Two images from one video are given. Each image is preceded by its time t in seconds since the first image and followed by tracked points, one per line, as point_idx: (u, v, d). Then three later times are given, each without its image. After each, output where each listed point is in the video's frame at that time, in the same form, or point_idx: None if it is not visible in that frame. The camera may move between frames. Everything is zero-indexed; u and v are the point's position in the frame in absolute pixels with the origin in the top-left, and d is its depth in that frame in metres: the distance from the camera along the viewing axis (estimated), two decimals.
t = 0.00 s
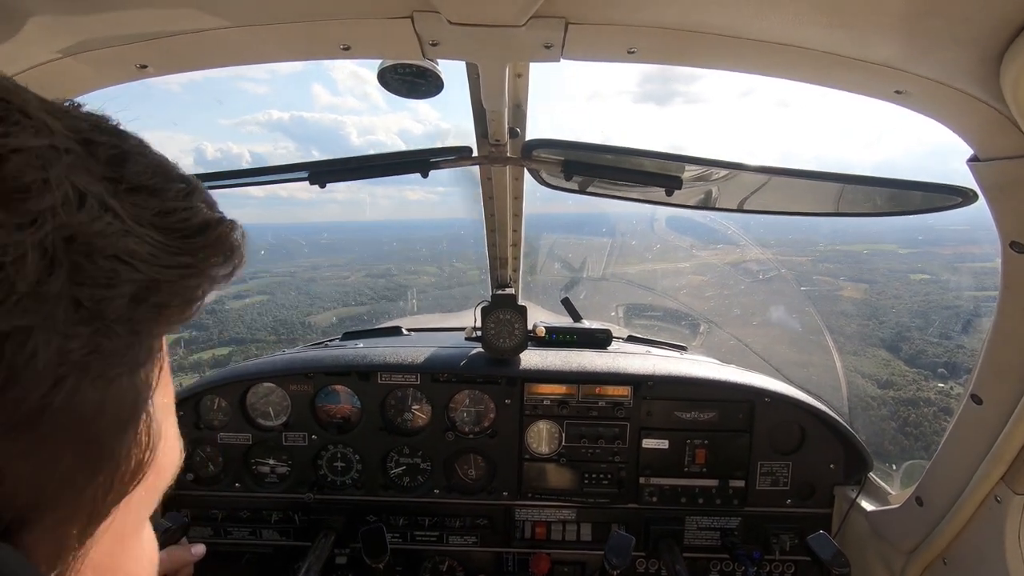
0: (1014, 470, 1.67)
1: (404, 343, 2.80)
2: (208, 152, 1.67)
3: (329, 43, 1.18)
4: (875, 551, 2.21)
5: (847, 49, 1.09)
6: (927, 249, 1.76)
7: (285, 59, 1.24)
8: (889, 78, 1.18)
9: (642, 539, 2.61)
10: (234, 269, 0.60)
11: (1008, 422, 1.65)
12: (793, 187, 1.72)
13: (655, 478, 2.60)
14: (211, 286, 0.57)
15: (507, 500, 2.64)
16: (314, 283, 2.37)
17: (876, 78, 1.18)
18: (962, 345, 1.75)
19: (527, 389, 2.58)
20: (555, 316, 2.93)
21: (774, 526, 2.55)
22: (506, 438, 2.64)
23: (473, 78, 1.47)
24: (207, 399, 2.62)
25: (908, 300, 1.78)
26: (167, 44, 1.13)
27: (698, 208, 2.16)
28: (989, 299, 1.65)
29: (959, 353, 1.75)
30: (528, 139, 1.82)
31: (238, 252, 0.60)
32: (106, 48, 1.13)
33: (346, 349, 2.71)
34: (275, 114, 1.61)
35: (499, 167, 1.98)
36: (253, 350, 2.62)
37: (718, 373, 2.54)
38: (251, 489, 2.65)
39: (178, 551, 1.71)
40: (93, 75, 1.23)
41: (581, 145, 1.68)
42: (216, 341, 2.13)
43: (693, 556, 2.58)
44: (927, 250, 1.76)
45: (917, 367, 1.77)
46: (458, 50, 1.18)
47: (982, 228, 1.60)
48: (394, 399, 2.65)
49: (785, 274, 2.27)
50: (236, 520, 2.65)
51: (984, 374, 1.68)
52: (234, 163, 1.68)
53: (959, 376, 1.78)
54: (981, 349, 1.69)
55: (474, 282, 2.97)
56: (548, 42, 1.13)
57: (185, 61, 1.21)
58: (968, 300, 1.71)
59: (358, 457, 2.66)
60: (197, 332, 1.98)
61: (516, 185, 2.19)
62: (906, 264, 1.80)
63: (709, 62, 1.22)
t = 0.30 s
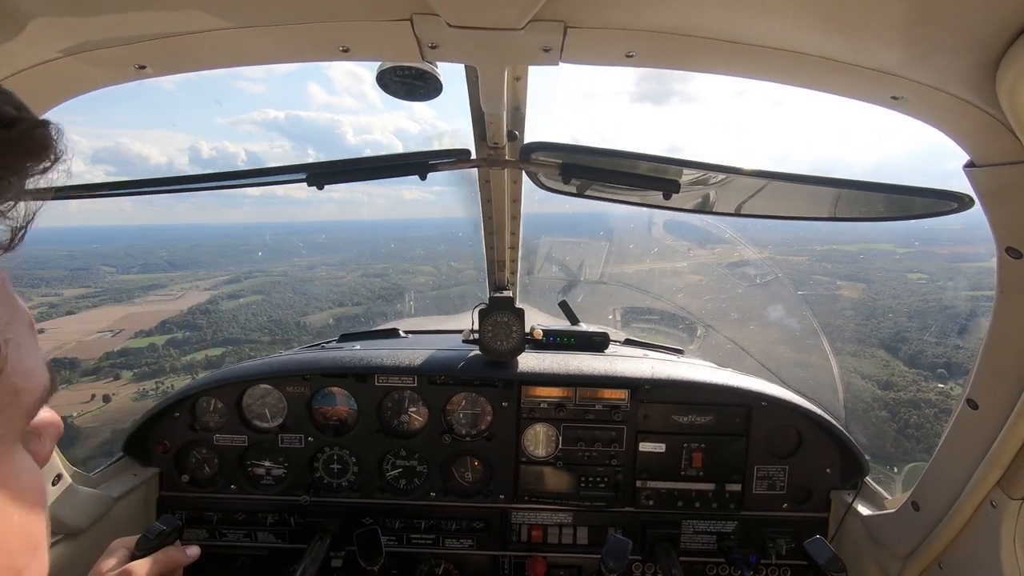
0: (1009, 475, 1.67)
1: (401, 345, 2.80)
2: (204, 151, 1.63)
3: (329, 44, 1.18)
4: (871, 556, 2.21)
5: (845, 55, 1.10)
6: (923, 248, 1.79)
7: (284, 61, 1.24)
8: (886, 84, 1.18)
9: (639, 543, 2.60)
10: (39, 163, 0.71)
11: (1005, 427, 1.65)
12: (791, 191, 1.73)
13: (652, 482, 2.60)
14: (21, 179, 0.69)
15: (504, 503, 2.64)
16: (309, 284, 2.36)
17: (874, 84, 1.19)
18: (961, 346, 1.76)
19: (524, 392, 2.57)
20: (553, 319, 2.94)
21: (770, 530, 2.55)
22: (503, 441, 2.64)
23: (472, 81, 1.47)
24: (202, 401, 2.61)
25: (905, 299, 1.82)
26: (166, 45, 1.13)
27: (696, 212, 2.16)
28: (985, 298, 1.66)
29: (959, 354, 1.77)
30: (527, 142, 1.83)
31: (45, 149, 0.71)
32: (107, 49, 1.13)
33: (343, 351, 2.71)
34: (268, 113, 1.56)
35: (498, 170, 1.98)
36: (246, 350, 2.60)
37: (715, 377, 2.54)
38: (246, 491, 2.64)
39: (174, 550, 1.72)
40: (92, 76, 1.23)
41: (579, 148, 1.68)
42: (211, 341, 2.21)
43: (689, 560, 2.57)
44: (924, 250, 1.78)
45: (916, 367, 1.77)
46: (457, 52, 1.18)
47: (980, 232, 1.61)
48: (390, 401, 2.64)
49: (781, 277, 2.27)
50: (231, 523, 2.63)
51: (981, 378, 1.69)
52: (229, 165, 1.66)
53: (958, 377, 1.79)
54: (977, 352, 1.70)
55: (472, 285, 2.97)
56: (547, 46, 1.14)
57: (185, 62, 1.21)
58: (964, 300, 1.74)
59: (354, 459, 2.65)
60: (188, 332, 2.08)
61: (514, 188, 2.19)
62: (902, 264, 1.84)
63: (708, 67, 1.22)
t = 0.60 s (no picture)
0: (1009, 476, 1.67)
1: (401, 347, 2.80)
2: (201, 150, 1.63)
3: (328, 46, 1.18)
4: (870, 556, 2.21)
5: (844, 57, 1.10)
6: (919, 247, 1.80)
7: (284, 62, 1.24)
8: (885, 86, 1.19)
9: (638, 544, 2.60)
10: None
11: (1004, 428, 1.66)
12: (790, 193, 1.73)
13: (652, 483, 2.60)
14: None
15: (504, 505, 2.64)
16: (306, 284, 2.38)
17: (872, 86, 1.19)
18: (961, 346, 1.76)
19: (524, 393, 2.57)
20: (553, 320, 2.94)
21: (770, 531, 2.55)
22: (502, 443, 2.63)
23: (472, 82, 1.47)
24: (201, 402, 2.60)
25: (903, 298, 1.83)
26: (165, 46, 1.13)
27: (695, 213, 2.16)
28: (984, 297, 1.67)
29: (959, 353, 1.76)
30: (527, 143, 1.83)
31: None
32: (107, 50, 1.13)
33: (343, 352, 2.71)
34: (264, 112, 1.58)
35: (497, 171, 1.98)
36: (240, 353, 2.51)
37: (715, 378, 2.54)
38: (246, 493, 2.63)
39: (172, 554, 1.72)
40: (91, 78, 1.23)
41: (580, 149, 1.68)
42: (205, 341, 2.20)
43: (689, 562, 2.57)
44: (921, 248, 1.80)
45: (917, 367, 1.78)
46: (456, 54, 1.18)
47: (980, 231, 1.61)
48: (390, 402, 2.64)
49: (779, 278, 2.26)
50: (230, 525, 2.63)
51: (980, 379, 1.69)
52: (224, 164, 1.63)
53: (958, 375, 1.78)
54: (976, 353, 1.70)
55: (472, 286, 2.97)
56: (546, 47, 1.14)
57: (184, 63, 1.21)
58: (963, 298, 1.75)
59: (354, 461, 2.64)
60: (182, 331, 2.09)
61: (513, 189, 2.19)
62: (900, 262, 1.83)
63: (708, 68, 1.22)
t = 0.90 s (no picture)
0: (1008, 476, 1.67)
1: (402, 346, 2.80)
2: (196, 146, 1.66)
3: (329, 45, 1.17)
4: (870, 557, 2.21)
5: (846, 56, 1.10)
6: (920, 246, 1.80)
7: (285, 61, 1.24)
8: (886, 86, 1.19)
9: (638, 544, 2.60)
10: None
11: (1004, 428, 1.65)
12: (790, 193, 1.73)
13: (652, 483, 2.60)
14: None
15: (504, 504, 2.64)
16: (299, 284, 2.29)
17: (873, 86, 1.19)
18: (961, 345, 1.76)
19: (524, 393, 2.58)
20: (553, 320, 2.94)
21: (770, 531, 2.55)
22: (502, 442, 2.63)
23: (472, 82, 1.47)
24: (201, 401, 2.61)
25: (902, 297, 1.82)
26: (166, 45, 1.12)
27: (695, 213, 2.16)
28: (984, 296, 1.67)
29: (961, 352, 1.76)
30: (527, 143, 1.83)
31: None
32: (107, 49, 1.12)
33: (343, 351, 2.71)
34: (260, 111, 1.55)
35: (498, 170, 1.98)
36: (235, 353, 2.48)
37: (714, 378, 2.54)
38: (246, 492, 2.64)
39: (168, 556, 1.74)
40: (92, 77, 1.23)
41: (581, 148, 1.68)
42: (199, 342, 2.18)
43: (689, 561, 2.56)
44: (921, 248, 1.79)
45: (917, 367, 1.78)
46: (457, 53, 1.18)
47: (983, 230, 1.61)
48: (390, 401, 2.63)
49: (780, 278, 2.26)
50: (230, 523, 2.63)
51: (981, 379, 1.69)
52: (220, 163, 1.63)
53: (959, 374, 1.78)
54: (977, 353, 1.70)
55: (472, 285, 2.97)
56: (547, 47, 1.14)
57: (185, 62, 1.21)
58: (963, 298, 1.74)
59: (354, 460, 2.64)
60: (176, 332, 2.07)
61: (513, 189, 2.19)
62: (900, 260, 1.83)
63: (709, 67, 1.22)
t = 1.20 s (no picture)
0: (1009, 475, 1.67)
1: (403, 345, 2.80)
2: (192, 147, 1.62)
3: (330, 44, 1.18)
4: (870, 556, 2.21)
5: (846, 55, 1.09)
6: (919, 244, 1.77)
7: (286, 60, 1.24)
8: (886, 85, 1.18)
9: (638, 543, 2.60)
10: None
11: (1006, 426, 1.65)
12: (792, 192, 1.73)
13: (652, 481, 2.60)
14: None
15: (504, 503, 2.64)
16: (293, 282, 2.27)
17: (874, 84, 1.19)
18: (962, 344, 1.75)
19: (525, 392, 2.58)
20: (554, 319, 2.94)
21: (770, 530, 2.55)
22: (503, 441, 2.64)
23: (473, 80, 1.47)
24: (202, 399, 2.61)
25: (902, 295, 1.82)
26: (167, 44, 1.13)
27: (696, 212, 2.16)
28: (985, 294, 1.67)
29: (963, 351, 1.76)
30: (527, 141, 1.83)
31: None
32: (106, 48, 1.13)
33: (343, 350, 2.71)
34: (256, 109, 1.57)
35: (498, 169, 1.98)
36: (229, 353, 2.47)
37: (714, 376, 2.55)
38: (246, 490, 2.64)
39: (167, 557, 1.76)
40: (92, 76, 1.23)
41: (582, 147, 1.68)
42: (193, 342, 2.15)
43: (689, 560, 2.58)
44: (920, 246, 1.76)
45: (919, 365, 1.76)
46: (457, 52, 1.18)
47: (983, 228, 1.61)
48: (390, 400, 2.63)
49: (782, 277, 2.26)
50: (231, 521, 2.64)
51: (982, 378, 1.70)
52: (216, 161, 1.58)
53: (960, 373, 1.78)
54: (978, 351, 1.70)
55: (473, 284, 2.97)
56: (548, 46, 1.14)
57: (186, 61, 1.21)
58: (964, 296, 1.74)
59: (354, 458, 2.65)
60: (170, 332, 2.03)
61: (514, 187, 2.19)
62: (896, 257, 1.83)
63: (709, 67, 1.22)
